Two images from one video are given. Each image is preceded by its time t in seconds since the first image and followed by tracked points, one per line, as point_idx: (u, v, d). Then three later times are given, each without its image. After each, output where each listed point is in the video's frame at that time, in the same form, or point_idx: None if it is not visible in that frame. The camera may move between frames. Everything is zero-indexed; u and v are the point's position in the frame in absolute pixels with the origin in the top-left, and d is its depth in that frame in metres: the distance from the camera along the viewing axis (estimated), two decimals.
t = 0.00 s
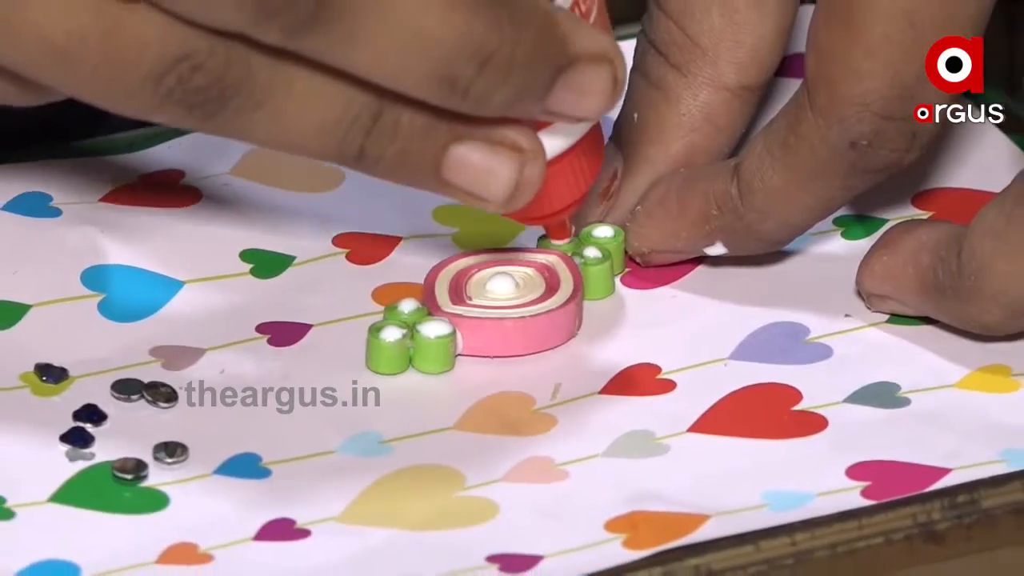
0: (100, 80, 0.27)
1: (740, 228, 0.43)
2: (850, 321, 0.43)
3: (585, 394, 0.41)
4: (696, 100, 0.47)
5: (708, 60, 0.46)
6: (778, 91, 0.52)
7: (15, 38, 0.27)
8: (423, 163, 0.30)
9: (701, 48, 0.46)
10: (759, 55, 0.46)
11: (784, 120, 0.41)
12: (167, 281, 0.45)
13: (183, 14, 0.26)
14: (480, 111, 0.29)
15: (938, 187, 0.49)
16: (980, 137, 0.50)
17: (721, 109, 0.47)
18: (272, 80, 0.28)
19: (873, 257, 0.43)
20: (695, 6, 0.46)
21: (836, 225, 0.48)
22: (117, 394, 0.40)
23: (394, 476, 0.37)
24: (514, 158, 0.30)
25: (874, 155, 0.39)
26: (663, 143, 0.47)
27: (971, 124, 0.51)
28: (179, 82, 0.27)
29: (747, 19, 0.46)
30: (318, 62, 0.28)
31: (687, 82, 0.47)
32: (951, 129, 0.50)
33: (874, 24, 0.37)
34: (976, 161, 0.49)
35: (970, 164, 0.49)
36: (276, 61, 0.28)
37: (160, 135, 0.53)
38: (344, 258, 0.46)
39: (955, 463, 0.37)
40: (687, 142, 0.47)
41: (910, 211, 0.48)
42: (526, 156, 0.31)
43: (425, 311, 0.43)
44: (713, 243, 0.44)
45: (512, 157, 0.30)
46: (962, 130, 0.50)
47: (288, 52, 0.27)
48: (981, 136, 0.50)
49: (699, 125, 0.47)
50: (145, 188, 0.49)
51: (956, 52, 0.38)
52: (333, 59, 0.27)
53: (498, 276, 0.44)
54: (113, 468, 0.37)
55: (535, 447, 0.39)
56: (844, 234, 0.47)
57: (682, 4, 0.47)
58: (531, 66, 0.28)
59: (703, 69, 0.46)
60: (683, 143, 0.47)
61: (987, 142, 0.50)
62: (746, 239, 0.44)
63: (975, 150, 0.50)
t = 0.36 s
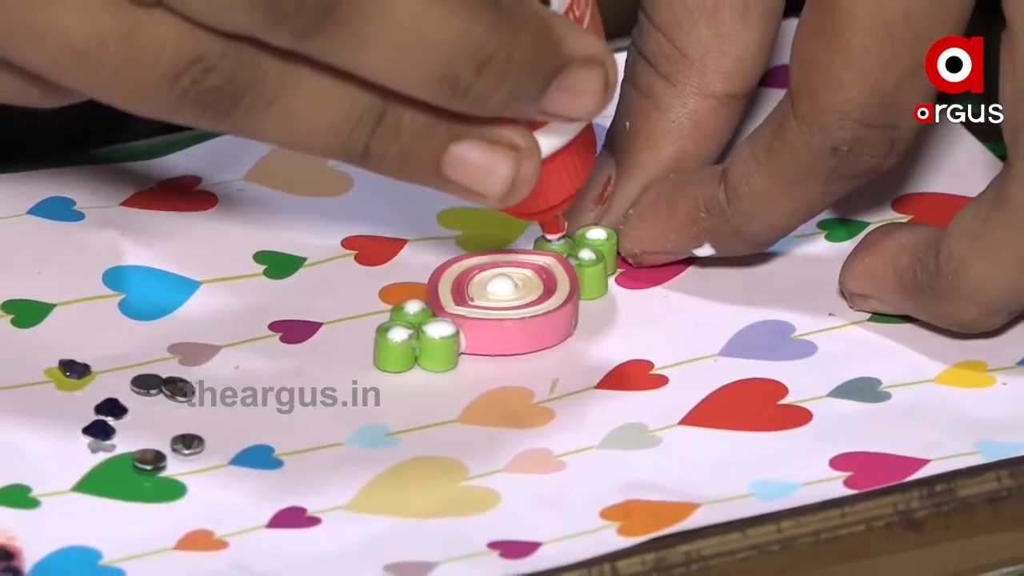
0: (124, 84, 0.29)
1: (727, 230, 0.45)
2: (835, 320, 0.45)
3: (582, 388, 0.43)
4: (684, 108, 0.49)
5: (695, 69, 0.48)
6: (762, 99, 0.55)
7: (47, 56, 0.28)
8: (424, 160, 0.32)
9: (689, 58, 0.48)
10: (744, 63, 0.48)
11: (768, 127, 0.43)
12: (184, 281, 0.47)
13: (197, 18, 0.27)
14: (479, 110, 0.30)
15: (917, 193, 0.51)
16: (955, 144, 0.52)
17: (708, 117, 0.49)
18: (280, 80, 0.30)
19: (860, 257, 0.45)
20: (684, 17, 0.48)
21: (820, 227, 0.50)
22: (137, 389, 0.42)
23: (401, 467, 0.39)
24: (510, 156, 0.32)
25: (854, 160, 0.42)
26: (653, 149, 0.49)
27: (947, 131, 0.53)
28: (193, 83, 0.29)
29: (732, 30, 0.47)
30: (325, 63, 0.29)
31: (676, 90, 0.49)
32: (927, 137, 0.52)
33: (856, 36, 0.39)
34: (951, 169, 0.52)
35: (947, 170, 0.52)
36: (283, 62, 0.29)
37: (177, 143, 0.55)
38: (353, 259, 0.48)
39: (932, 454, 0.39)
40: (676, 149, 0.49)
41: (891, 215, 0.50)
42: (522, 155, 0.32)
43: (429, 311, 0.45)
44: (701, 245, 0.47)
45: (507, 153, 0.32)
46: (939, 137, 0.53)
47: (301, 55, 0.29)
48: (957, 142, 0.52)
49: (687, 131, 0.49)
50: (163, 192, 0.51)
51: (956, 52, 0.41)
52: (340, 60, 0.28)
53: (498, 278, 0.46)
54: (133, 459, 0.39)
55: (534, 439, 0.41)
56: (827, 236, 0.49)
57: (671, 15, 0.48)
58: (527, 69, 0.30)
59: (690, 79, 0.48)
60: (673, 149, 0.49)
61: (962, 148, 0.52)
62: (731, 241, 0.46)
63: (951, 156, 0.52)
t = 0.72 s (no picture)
0: (124, 64, 0.29)
1: (717, 233, 0.48)
2: (819, 319, 0.47)
3: (578, 383, 0.45)
4: (676, 117, 0.50)
5: (687, 80, 0.50)
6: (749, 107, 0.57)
7: (78, 69, 0.30)
8: (417, 124, 0.33)
9: (680, 70, 0.50)
10: (732, 74, 0.50)
11: (756, 136, 0.46)
12: (199, 281, 0.49)
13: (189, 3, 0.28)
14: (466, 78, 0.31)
15: (896, 198, 0.53)
16: (932, 153, 0.54)
17: (699, 125, 0.51)
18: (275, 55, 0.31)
19: (844, 257, 0.47)
20: (676, 31, 0.49)
21: (805, 230, 0.52)
22: (155, 383, 0.44)
23: (407, 458, 0.41)
24: (502, 114, 0.33)
25: (838, 165, 0.45)
26: (645, 157, 0.51)
27: (926, 139, 0.55)
28: (190, 60, 0.30)
29: (721, 43, 0.49)
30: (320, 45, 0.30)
31: (667, 101, 0.50)
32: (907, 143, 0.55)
33: (838, 50, 0.42)
34: (928, 178, 0.54)
35: (927, 176, 0.54)
36: (278, 41, 0.30)
37: (200, 148, 0.56)
38: (361, 260, 0.51)
39: (911, 446, 0.41)
40: (668, 156, 0.51)
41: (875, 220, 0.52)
42: (512, 112, 0.33)
43: (430, 312, 0.47)
44: (692, 246, 0.49)
45: (500, 116, 0.33)
46: (919, 144, 0.55)
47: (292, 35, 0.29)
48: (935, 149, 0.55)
49: (678, 140, 0.51)
50: (181, 196, 0.53)
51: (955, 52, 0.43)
52: (332, 38, 0.28)
53: (497, 281, 0.48)
54: (152, 450, 0.41)
55: (534, 432, 0.43)
56: (812, 239, 0.51)
57: (663, 28, 0.50)
58: (507, 41, 0.30)
59: (681, 89, 0.50)
60: (665, 157, 0.51)
61: (941, 155, 0.55)
62: (720, 243, 0.48)
63: (930, 162, 0.54)
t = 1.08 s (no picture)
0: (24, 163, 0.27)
1: (705, 239, 0.50)
2: (804, 319, 0.50)
3: (574, 379, 0.47)
4: (670, 125, 0.52)
5: (680, 90, 0.51)
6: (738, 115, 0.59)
7: None
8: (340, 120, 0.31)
9: (674, 80, 0.51)
10: (724, 86, 0.52)
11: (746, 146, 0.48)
12: (213, 282, 0.51)
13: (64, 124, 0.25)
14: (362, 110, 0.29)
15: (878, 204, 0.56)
16: (916, 163, 0.57)
17: (692, 132, 0.52)
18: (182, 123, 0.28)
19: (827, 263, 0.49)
20: (670, 43, 0.51)
21: (790, 235, 0.55)
22: (172, 381, 0.46)
23: (412, 450, 0.44)
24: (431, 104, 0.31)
25: (822, 182, 0.46)
26: (642, 162, 0.53)
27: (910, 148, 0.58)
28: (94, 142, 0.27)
29: (715, 55, 0.51)
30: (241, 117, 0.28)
31: (662, 109, 0.52)
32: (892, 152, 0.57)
33: (822, 69, 0.43)
34: (911, 186, 0.56)
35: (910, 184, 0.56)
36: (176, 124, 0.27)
37: (216, 157, 0.58)
38: (369, 263, 0.53)
39: (890, 440, 0.44)
40: (662, 162, 0.53)
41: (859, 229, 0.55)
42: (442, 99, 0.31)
43: (434, 312, 0.49)
44: (682, 253, 0.51)
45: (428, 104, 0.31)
46: (903, 153, 0.57)
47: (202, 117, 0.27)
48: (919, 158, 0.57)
49: (671, 146, 0.52)
50: (197, 202, 0.55)
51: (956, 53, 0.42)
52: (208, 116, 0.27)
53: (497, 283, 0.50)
54: (169, 444, 0.44)
55: (533, 426, 0.45)
56: (797, 244, 0.54)
57: (658, 40, 0.51)
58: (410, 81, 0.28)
59: (675, 98, 0.52)
60: (659, 162, 0.53)
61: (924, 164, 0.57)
62: (707, 249, 0.50)
63: (914, 170, 0.57)
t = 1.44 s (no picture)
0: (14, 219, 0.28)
1: (744, 279, 0.49)
2: (792, 317, 0.52)
3: (572, 376, 0.49)
4: (629, 109, 0.55)
5: (644, 78, 0.55)
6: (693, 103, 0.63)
7: None
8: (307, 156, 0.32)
9: (638, 67, 0.55)
10: (684, 78, 0.55)
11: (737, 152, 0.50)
12: (227, 284, 0.54)
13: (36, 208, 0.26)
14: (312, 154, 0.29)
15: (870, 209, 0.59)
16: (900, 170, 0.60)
17: (647, 119, 0.56)
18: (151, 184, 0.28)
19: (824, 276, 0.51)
20: (637, 33, 0.55)
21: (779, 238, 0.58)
22: (189, 377, 0.49)
23: (417, 444, 0.46)
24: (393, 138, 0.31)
25: (852, 189, 0.46)
26: (595, 139, 0.56)
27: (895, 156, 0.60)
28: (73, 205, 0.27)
29: (678, 49, 0.55)
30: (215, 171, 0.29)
31: (623, 93, 0.55)
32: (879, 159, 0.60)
33: (830, 74, 0.45)
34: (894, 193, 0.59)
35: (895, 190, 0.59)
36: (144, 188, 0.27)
37: (227, 167, 0.60)
38: (376, 266, 0.55)
39: (872, 434, 0.46)
40: (616, 142, 0.56)
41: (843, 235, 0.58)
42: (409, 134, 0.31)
43: (438, 313, 0.51)
44: (721, 296, 0.50)
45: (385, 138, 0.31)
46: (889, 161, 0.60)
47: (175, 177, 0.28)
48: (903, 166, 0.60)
49: (628, 129, 0.56)
50: (212, 208, 0.57)
51: (956, 52, 0.43)
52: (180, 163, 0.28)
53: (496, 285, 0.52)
54: (186, 438, 0.46)
55: (532, 420, 0.47)
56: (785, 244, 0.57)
57: (626, 30, 0.55)
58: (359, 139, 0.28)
59: (636, 85, 0.55)
60: (613, 141, 0.56)
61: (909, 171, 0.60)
62: (749, 289, 0.49)
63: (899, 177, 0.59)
